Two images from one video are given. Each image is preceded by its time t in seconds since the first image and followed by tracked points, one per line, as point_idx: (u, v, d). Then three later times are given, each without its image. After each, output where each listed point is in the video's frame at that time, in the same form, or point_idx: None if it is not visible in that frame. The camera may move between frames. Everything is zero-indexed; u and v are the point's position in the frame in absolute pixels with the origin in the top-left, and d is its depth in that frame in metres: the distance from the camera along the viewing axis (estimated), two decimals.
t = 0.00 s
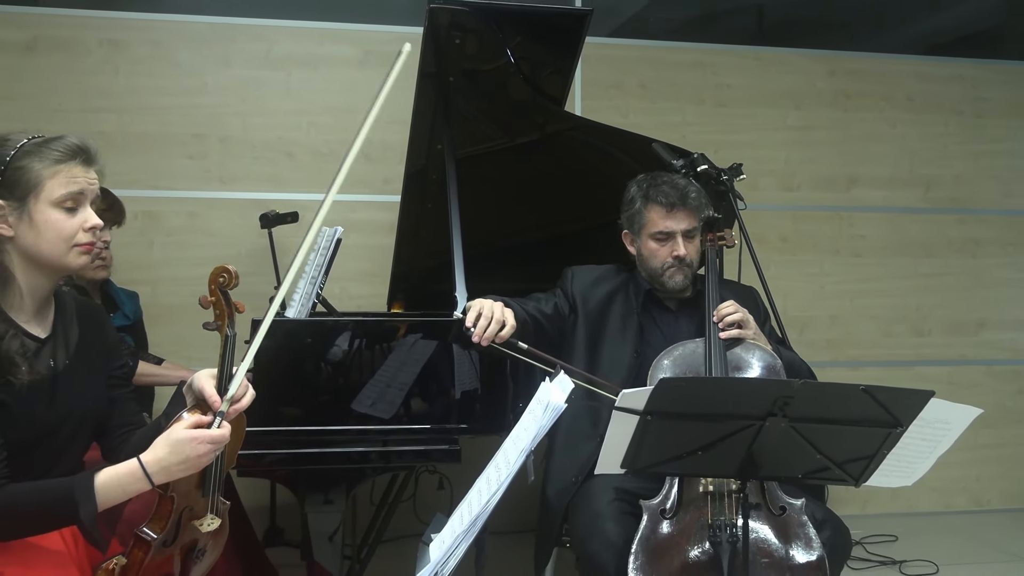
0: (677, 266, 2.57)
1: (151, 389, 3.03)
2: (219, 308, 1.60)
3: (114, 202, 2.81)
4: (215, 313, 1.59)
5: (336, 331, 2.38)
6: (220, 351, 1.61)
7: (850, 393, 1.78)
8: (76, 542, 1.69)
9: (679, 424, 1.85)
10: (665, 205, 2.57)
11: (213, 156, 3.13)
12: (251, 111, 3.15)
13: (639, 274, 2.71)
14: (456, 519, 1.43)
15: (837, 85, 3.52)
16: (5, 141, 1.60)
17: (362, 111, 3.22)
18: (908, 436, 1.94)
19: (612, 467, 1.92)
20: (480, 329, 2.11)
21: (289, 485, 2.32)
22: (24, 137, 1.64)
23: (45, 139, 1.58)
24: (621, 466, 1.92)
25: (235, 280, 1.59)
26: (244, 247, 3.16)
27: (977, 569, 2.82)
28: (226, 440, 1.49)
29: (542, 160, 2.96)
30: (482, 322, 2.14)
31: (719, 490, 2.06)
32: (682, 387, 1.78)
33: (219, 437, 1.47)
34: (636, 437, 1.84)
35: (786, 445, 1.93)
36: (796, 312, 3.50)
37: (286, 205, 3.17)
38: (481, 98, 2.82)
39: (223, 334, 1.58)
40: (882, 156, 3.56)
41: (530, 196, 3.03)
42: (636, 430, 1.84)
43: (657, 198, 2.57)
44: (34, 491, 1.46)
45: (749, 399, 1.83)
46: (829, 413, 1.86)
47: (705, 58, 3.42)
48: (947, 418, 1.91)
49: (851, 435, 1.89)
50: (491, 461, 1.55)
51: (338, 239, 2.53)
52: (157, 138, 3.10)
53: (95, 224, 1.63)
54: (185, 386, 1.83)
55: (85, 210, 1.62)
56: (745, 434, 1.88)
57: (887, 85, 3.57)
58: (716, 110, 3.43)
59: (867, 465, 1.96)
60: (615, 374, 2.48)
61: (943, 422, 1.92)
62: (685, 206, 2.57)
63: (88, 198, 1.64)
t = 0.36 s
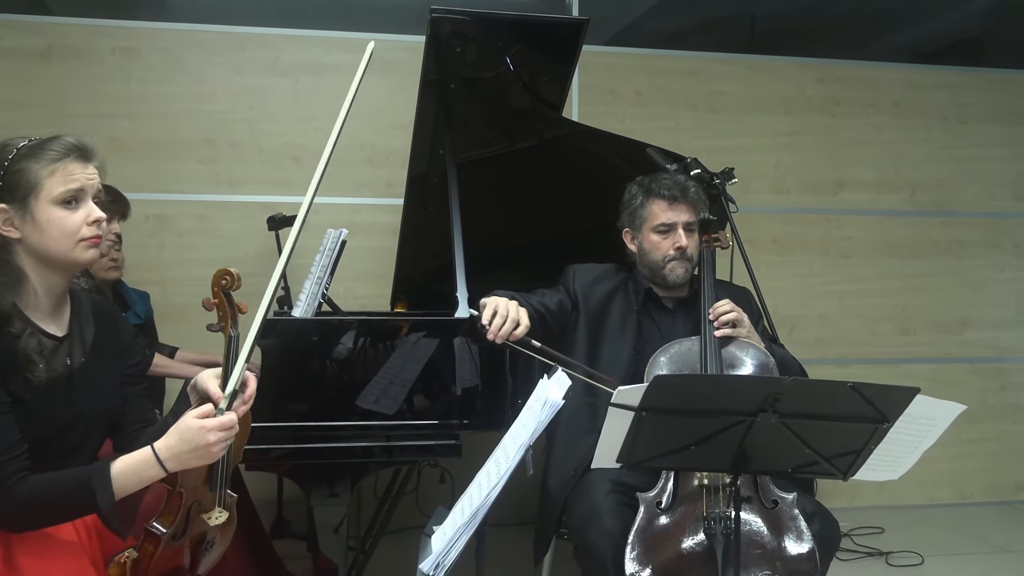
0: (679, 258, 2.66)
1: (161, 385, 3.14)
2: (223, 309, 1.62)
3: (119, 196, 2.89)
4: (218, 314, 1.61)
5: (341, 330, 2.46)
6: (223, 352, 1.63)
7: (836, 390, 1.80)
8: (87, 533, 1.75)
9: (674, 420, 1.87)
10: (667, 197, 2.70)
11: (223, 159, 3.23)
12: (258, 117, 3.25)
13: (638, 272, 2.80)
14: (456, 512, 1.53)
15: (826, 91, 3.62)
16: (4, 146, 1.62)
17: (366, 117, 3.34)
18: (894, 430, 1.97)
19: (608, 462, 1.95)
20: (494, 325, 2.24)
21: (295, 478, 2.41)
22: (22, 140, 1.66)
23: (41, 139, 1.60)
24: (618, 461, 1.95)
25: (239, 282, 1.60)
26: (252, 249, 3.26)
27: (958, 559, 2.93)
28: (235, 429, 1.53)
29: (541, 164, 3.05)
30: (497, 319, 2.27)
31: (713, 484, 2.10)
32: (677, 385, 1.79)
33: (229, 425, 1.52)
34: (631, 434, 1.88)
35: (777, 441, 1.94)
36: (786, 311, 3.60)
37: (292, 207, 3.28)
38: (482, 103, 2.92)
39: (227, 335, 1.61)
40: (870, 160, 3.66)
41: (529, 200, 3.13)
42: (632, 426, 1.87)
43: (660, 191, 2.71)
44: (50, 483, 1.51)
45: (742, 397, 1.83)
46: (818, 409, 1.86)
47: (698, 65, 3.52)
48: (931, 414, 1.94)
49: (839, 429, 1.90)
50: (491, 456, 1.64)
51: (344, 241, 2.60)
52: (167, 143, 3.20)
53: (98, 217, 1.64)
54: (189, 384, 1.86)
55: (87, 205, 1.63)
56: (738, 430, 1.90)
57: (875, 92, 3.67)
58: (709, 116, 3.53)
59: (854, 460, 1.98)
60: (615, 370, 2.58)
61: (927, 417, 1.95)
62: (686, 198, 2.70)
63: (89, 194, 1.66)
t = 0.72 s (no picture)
0: (679, 259, 2.68)
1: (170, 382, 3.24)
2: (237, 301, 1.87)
3: (160, 216, 2.94)
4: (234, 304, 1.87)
5: (346, 329, 2.57)
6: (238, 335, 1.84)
7: (825, 386, 1.87)
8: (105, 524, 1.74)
9: (669, 416, 1.92)
10: (668, 199, 2.72)
11: (231, 164, 3.34)
12: (266, 123, 3.37)
13: (639, 272, 2.83)
14: (458, 506, 1.62)
15: (815, 98, 3.73)
16: (11, 154, 1.63)
17: (369, 123, 3.45)
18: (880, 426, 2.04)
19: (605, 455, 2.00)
20: (543, 349, 2.03)
21: (302, 472, 2.47)
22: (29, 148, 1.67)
23: (42, 147, 1.60)
24: (613, 455, 2.01)
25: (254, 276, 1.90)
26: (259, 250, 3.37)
27: (941, 550, 3.03)
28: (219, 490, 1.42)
29: (540, 167, 3.18)
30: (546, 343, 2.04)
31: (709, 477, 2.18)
32: (671, 381, 1.86)
33: (212, 487, 1.41)
34: (627, 427, 1.93)
35: (769, 436, 2.01)
36: (776, 311, 3.71)
37: (298, 210, 3.39)
38: (483, 109, 3.04)
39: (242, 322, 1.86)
40: (858, 165, 3.77)
41: (529, 203, 3.24)
42: (627, 421, 1.93)
43: (661, 194, 2.72)
44: (41, 498, 1.46)
45: (732, 393, 1.90)
46: (808, 405, 1.94)
47: (691, 73, 3.63)
48: (917, 410, 2.01)
49: (828, 425, 1.97)
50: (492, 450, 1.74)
51: (348, 242, 2.71)
52: (177, 148, 3.31)
53: (104, 219, 1.64)
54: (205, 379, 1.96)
55: (93, 208, 1.64)
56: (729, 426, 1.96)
57: (863, 98, 3.78)
58: (701, 122, 3.64)
59: (841, 454, 2.06)
60: (617, 370, 2.62)
61: (912, 413, 2.02)
62: (686, 200, 2.72)
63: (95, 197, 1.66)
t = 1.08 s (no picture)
0: (677, 262, 2.69)
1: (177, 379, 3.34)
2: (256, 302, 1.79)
3: (195, 225, 3.00)
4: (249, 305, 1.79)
5: (349, 328, 2.66)
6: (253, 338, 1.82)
7: (813, 382, 1.94)
8: (117, 519, 1.68)
9: (664, 412, 1.98)
10: (667, 204, 2.72)
11: (238, 167, 3.44)
12: (272, 128, 3.47)
13: (638, 274, 2.84)
14: (457, 499, 1.70)
15: (806, 103, 3.83)
16: (12, 158, 1.58)
17: (372, 128, 3.55)
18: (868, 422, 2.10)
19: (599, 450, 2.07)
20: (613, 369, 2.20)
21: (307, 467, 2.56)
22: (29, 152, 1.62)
23: (40, 156, 1.54)
24: (608, 450, 2.06)
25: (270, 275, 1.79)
26: (264, 251, 3.47)
27: (925, 542, 3.13)
28: None
29: (537, 171, 3.26)
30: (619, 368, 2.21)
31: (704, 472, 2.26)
32: (666, 379, 1.91)
33: None
34: (622, 423, 1.99)
35: (761, 433, 2.07)
36: (767, 310, 3.80)
37: (301, 212, 3.49)
38: (483, 116, 3.11)
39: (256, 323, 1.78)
40: (847, 169, 3.87)
41: (528, 206, 3.34)
42: (621, 416, 1.99)
43: (659, 198, 2.73)
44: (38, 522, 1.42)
45: (723, 390, 1.96)
46: (797, 402, 2.00)
47: (685, 79, 3.73)
48: (905, 407, 2.08)
49: (818, 422, 2.04)
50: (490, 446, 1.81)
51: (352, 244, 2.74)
52: (184, 152, 3.41)
53: (107, 226, 1.60)
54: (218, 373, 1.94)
55: (95, 215, 1.59)
56: (719, 422, 2.03)
57: (853, 104, 3.88)
58: (695, 126, 3.73)
59: (831, 450, 2.13)
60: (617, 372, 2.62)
61: (901, 410, 2.08)
62: (685, 205, 2.72)
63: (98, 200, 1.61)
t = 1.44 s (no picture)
0: (682, 262, 2.66)
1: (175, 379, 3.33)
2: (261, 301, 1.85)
3: (222, 241, 2.96)
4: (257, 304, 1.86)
5: (348, 327, 2.63)
6: (259, 340, 1.83)
7: (814, 381, 1.93)
8: (116, 517, 1.67)
9: (663, 412, 1.97)
10: (672, 204, 2.71)
11: (237, 167, 3.44)
12: (270, 128, 3.47)
13: (644, 274, 2.83)
14: (457, 499, 1.70)
15: (806, 103, 3.83)
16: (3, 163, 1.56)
17: (370, 129, 3.54)
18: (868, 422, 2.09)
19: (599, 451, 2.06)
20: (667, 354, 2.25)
21: (306, 466, 2.59)
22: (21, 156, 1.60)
23: (31, 164, 1.52)
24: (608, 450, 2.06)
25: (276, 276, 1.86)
26: (262, 251, 3.46)
27: (926, 543, 3.12)
28: None
29: (536, 171, 3.25)
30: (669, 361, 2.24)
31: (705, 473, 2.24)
32: (664, 379, 1.90)
33: None
34: (621, 422, 1.99)
35: (761, 433, 2.06)
36: (767, 310, 3.80)
37: (300, 212, 3.48)
38: (482, 116, 3.09)
39: (263, 323, 1.83)
40: (848, 168, 3.87)
41: (528, 206, 3.34)
42: (620, 416, 1.98)
43: (664, 198, 2.73)
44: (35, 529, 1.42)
45: (721, 391, 1.95)
46: (794, 402, 1.99)
47: (685, 78, 3.72)
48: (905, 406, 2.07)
49: (818, 421, 2.03)
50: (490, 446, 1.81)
51: (351, 243, 2.73)
52: (183, 152, 3.40)
53: (101, 232, 1.59)
54: (222, 374, 1.92)
55: (88, 222, 1.58)
56: (719, 422, 2.02)
57: (853, 104, 3.88)
58: (695, 126, 3.73)
59: (831, 450, 2.12)
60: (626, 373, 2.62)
61: (901, 410, 2.07)
62: (690, 205, 2.71)
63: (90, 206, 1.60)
